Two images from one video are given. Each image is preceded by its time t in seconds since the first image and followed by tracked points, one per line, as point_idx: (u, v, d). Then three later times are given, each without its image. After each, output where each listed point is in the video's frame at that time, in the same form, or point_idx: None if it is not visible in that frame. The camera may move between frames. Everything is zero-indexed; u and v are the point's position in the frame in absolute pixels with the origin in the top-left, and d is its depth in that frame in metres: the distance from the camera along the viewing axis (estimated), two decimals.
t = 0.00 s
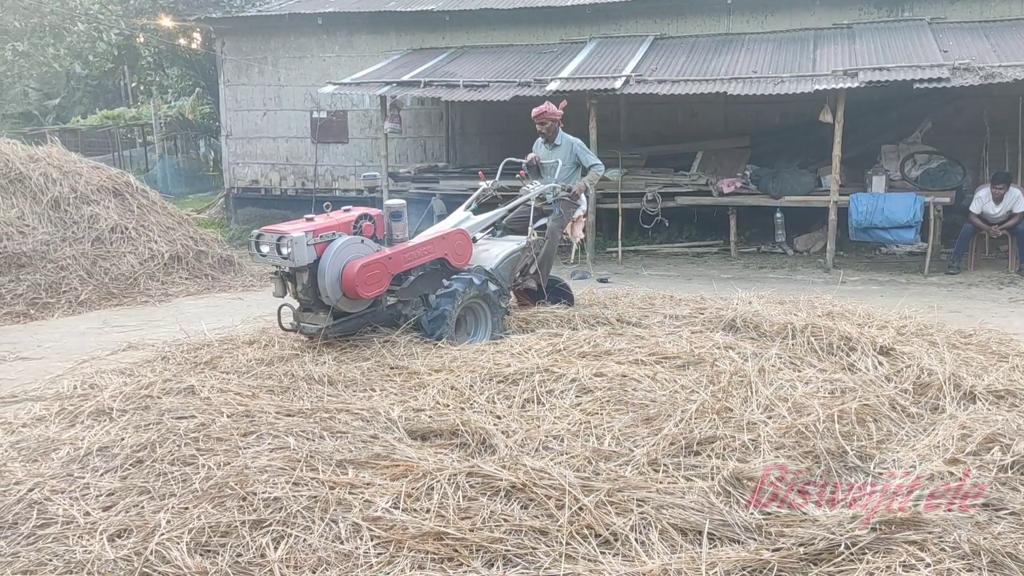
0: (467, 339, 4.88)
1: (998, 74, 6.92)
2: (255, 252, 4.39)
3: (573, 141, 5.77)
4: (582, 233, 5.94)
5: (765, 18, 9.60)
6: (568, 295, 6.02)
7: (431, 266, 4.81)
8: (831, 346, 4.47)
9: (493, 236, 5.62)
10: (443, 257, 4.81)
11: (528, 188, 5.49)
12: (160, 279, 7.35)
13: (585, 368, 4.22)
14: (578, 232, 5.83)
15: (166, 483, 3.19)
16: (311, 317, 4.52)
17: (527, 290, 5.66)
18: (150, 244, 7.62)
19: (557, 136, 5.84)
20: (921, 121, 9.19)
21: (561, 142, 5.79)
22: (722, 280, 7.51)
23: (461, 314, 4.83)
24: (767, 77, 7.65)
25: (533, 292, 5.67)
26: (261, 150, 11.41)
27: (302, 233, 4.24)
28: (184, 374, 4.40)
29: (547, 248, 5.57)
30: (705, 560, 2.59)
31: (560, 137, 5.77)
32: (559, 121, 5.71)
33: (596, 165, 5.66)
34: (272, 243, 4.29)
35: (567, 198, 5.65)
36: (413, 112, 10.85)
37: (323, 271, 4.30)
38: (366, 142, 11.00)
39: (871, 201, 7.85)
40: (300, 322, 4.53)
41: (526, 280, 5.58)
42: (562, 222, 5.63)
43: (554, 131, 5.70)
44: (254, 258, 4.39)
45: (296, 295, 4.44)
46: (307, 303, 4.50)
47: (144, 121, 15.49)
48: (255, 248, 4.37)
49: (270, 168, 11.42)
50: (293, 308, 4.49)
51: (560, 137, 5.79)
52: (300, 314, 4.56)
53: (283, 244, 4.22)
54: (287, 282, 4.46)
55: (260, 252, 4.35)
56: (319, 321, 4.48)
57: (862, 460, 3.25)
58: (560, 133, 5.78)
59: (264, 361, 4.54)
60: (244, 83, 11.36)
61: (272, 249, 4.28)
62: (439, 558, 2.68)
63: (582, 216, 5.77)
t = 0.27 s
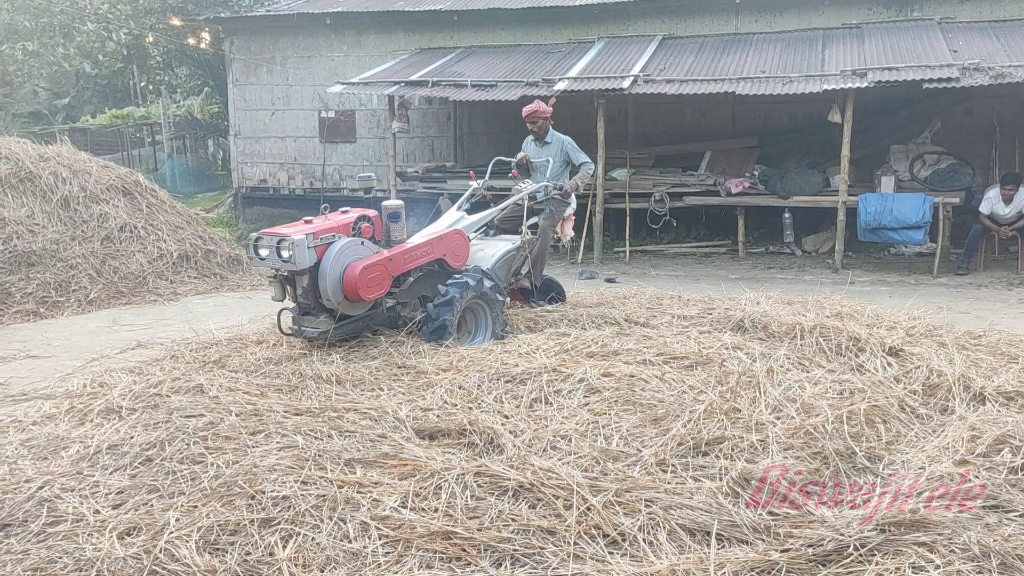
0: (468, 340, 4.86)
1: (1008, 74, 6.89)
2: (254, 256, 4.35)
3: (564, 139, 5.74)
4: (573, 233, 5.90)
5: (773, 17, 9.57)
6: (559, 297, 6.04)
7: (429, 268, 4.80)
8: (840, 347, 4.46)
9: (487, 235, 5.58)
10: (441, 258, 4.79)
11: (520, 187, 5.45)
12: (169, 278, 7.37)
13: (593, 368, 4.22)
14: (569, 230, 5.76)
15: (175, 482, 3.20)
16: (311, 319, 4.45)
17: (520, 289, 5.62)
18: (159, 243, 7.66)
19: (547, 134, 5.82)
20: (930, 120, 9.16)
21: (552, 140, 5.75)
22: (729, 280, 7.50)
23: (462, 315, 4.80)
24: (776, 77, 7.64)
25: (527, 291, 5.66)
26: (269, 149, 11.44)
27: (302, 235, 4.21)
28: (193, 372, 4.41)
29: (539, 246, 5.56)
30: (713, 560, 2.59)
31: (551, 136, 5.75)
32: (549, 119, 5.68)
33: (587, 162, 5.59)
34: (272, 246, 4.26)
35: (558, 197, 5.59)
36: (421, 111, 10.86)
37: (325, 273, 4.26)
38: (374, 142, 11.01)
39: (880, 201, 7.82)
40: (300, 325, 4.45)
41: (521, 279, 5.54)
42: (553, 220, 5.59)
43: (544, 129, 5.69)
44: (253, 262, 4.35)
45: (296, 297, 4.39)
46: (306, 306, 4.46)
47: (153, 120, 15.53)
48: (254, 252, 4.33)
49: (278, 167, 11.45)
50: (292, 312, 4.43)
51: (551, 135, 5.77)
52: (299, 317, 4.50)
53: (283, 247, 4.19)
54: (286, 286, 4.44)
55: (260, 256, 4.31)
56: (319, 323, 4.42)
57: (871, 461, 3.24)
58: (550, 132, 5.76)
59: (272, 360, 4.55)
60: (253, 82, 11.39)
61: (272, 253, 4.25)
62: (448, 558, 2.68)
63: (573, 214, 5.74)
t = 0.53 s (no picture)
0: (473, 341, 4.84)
1: (1020, 74, 6.86)
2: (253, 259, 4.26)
3: (556, 138, 5.76)
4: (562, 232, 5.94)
5: (783, 17, 9.55)
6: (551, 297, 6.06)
7: (427, 270, 4.77)
8: (849, 348, 4.45)
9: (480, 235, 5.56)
10: (440, 259, 4.77)
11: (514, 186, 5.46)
12: (178, 277, 7.40)
13: (601, 367, 4.22)
14: (560, 229, 5.76)
15: (184, 480, 3.21)
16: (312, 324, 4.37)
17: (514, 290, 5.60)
18: (169, 242, 7.69)
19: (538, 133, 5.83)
20: (939, 121, 9.13)
21: (542, 140, 5.78)
22: (738, 280, 7.49)
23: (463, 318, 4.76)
24: (785, 77, 7.62)
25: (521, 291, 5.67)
26: (278, 149, 11.46)
27: (304, 238, 4.14)
28: (202, 371, 4.43)
29: (531, 245, 5.59)
30: (722, 561, 2.59)
31: (541, 135, 5.78)
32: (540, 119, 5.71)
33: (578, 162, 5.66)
34: (272, 250, 4.18)
35: (550, 196, 5.62)
36: (430, 110, 10.86)
37: (327, 277, 4.19)
38: (383, 141, 11.02)
39: (890, 202, 7.80)
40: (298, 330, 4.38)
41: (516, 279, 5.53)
42: (545, 219, 5.62)
43: (535, 129, 5.71)
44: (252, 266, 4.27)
45: (298, 301, 4.31)
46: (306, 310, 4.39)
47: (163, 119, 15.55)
48: (252, 256, 4.25)
49: (287, 166, 11.47)
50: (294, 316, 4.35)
51: (542, 134, 5.79)
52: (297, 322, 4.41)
53: (286, 249, 4.13)
54: (286, 290, 4.34)
55: (259, 259, 4.23)
56: (320, 327, 4.33)
57: (881, 462, 3.23)
58: (541, 131, 5.78)
59: (281, 359, 4.56)
60: (262, 82, 11.42)
61: (272, 256, 4.17)
62: (456, 557, 2.69)
63: (564, 212, 5.76)
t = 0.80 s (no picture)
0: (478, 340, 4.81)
1: None
2: (254, 260, 4.16)
3: (548, 137, 5.75)
4: (554, 231, 5.91)
5: (793, 16, 9.52)
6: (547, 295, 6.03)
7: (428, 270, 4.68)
8: (860, 348, 4.44)
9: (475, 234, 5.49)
10: (442, 259, 4.68)
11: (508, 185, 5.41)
12: (188, 275, 7.43)
13: (610, 367, 4.22)
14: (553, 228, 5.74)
15: (194, 477, 3.23)
16: (314, 326, 4.31)
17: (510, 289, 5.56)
18: (179, 240, 7.73)
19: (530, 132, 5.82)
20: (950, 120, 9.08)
21: (534, 139, 5.76)
22: (747, 280, 7.47)
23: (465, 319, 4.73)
24: (796, 76, 7.60)
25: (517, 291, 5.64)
26: (288, 147, 11.49)
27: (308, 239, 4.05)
28: (211, 369, 4.45)
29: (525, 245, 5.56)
30: (731, 561, 2.58)
31: (534, 134, 5.76)
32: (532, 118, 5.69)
33: (571, 160, 5.65)
34: (275, 251, 4.09)
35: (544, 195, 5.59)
36: (439, 109, 10.87)
37: (332, 278, 4.12)
38: (392, 140, 11.04)
39: (901, 202, 7.77)
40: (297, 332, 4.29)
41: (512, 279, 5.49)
42: (539, 218, 5.60)
43: (528, 128, 5.68)
44: (253, 267, 4.17)
45: (301, 303, 4.25)
46: (307, 312, 4.32)
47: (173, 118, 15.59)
48: (254, 257, 4.14)
49: (297, 165, 11.50)
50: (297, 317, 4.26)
51: (534, 133, 5.78)
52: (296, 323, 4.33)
53: (289, 250, 4.03)
54: (289, 292, 4.28)
55: (261, 260, 4.13)
56: (324, 329, 4.27)
57: (891, 463, 3.22)
58: (534, 130, 5.76)
59: (290, 357, 4.57)
60: (272, 80, 11.46)
61: (276, 257, 4.07)
62: (464, 555, 2.69)
63: (557, 211, 5.75)
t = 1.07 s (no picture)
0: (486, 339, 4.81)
1: None
2: (257, 261, 4.01)
3: (541, 136, 5.75)
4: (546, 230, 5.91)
5: (803, 15, 9.50)
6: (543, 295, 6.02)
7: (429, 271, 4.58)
8: (870, 348, 4.42)
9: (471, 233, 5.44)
10: (443, 259, 4.58)
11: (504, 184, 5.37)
12: (198, 273, 7.47)
13: (619, 366, 4.22)
14: (545, 227, 5.75)
15: (204, 474, 3.24)
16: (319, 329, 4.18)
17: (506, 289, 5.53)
18: (189, 238, 7.77)
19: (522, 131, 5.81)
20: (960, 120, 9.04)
21: (528, 138, 5.75)
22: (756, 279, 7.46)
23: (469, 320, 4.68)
24: (806, 75, 7.58)
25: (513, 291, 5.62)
26: (297, 146, 11.52)
27: (314, 239, 3.92)
28: (221, 366, 4.46)
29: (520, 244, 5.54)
30: (740, 560, 2.58)
31: (527, 133, 5.75)
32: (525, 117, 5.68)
33: (564, 159, 5.66)
34: (279, 251, 3.95)
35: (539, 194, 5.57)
36: (448, 108, 10.87)
37: (337, 279, 3.98)
38: (401, 139, 11.05)
39: (911, 202, 7.75)
40: (299, 335, 4.15)
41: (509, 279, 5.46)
42: (534, 218, 5.58)
43: (521, 127, 5.66)
44: (256, 269, 4.02)
45: (306, 305, 4.12)
46: (311, 314, 4.19)
47: (183, 116, 15.63)
48: (257, 258, 4.00)
49: (306, 164, 11.53)
50: (300, 320, 4.11)
51: (527, 132, 5.77)
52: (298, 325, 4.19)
53: (294, 252, 3.89)
54: (293, 294, 4.13)
55: (264, 261, 3.99)
56: (329, 332, 4.15)
57: (901, 463, 3.21)
58: (527, 129, 5.75)
59: (299, 355, 4.58)
60: (281, 79, 11.48)
61: (280, 258, 3.93)
62: (473, 553, 2.70)
63: (549, 211, 5.76)
